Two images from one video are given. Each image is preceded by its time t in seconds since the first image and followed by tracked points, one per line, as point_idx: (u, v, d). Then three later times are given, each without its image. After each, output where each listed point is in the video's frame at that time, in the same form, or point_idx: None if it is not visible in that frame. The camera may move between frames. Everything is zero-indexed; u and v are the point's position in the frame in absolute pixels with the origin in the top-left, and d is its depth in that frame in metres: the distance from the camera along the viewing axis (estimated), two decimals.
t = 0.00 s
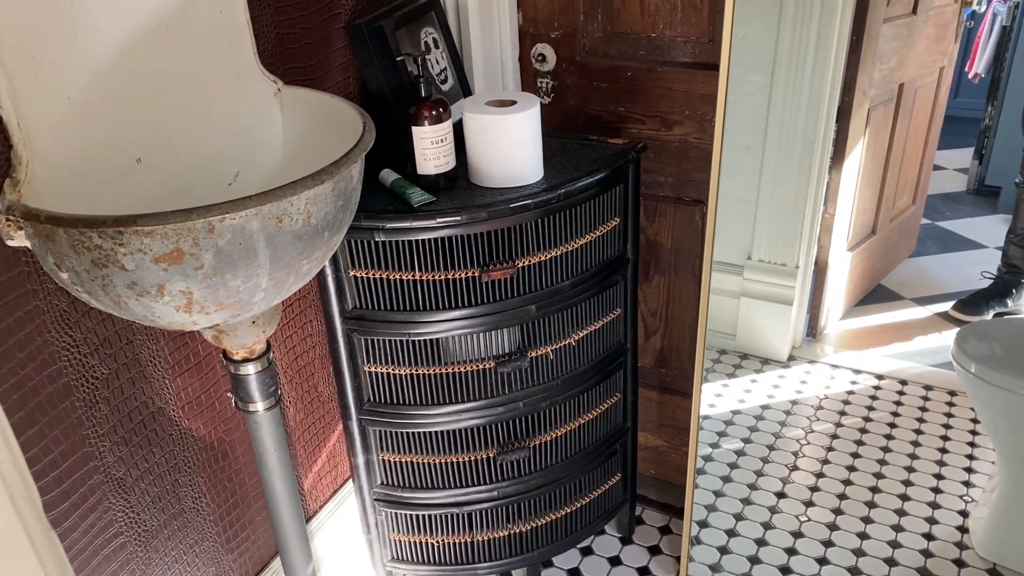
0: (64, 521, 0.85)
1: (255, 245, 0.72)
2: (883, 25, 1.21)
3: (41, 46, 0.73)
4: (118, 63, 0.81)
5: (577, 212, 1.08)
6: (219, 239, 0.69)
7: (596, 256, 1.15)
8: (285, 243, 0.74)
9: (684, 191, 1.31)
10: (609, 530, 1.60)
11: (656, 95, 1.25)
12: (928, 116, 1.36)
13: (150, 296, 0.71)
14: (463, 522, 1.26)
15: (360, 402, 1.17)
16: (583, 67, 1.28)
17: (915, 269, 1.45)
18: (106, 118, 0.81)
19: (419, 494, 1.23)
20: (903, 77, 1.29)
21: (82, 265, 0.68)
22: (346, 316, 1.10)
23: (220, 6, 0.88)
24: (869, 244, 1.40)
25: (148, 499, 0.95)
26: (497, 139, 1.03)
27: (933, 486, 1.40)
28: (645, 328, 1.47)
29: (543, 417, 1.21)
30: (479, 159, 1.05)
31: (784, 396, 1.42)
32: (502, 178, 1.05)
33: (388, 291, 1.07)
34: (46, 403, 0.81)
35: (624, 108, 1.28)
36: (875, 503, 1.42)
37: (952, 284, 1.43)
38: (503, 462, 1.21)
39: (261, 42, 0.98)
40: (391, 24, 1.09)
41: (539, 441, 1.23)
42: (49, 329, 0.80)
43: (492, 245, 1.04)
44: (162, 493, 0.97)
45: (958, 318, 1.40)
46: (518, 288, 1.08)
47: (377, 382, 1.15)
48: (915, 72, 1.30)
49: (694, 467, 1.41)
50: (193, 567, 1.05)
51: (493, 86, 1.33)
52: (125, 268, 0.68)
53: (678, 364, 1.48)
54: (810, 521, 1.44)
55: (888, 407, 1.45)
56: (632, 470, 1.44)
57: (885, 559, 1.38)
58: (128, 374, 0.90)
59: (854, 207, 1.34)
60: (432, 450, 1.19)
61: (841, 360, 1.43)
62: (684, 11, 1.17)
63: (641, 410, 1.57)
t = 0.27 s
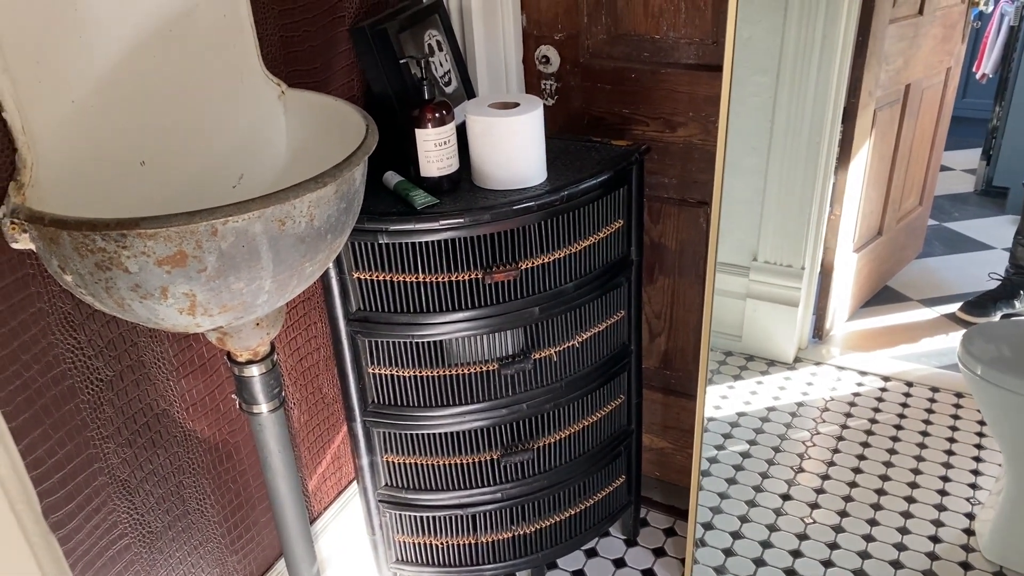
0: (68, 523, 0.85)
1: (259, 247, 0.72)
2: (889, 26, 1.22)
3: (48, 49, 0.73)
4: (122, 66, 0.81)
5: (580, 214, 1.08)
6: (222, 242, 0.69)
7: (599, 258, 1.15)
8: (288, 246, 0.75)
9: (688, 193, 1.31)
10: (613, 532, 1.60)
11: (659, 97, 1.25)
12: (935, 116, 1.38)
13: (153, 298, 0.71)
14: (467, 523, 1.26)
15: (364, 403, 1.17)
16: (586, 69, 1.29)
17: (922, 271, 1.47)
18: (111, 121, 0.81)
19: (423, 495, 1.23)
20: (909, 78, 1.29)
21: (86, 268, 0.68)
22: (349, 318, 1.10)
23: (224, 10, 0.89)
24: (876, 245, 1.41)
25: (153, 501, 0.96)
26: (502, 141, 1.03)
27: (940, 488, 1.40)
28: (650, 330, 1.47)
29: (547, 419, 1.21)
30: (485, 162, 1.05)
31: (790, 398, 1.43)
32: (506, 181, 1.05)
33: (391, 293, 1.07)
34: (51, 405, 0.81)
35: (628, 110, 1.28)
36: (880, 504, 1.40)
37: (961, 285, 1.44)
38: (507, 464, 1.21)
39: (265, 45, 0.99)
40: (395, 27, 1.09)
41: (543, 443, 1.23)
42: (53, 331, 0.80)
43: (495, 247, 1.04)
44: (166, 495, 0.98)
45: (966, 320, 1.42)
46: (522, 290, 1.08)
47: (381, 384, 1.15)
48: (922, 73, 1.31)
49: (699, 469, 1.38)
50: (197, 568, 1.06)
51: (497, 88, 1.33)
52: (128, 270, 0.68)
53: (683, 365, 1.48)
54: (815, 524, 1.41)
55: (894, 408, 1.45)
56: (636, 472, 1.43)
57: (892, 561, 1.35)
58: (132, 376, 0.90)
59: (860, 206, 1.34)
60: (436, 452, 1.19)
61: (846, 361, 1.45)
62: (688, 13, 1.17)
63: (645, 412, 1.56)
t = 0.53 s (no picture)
0: (73, 524, 0.85)
1: (262, 250, 0.72)
2: (897, 26, 1.21)
3: (54, 52, 0.74)
4: (127, 69, 0.81)
5: (585, 216, 1.08)
6: (225, 244, 0.69)
7: (604, 260, 1.15)
8: (291, 248, 0.75)
9: (694, 194, 1.30)
10: (619, 534, 1.59)
11: (665, 98, 1.24)
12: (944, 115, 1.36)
13: (158, 300, 0.72)
14: (472, 524, 1.26)
15: (369, 405, 1.17)
16: (592, 70, 1.28)
17: (928, 273, 1.46)
18: (116, 124, 0.81)
19: (428, 496, 1.23)
20: (918, 78, 1.29)
21: (90, 270, 0.69)
22: (354, 319, 1.10)
23: (229, 12, 0.89)
24: (885, 246, 1.40)
25: (158, 502, 0.96)
26: (506, 143, 1.03)
27: (947, 490, 1.39)
28: (656, 332, 1.47)
29: (552, 421, 1.21)
30: (489, 164, 1.06)
31: (797, 400, 1.42)
32: (511, 183, 1.06)
33: (396, 295, 1.07)
34: (56, 406, 0.82)
35: (634, 111, 1.28)
36: (887, 507, 1.39)
37: (965, 287, 1.42)
38: (512, 466, 1.21)
39: (270, 48, 0.99)
40: (400, 28, 1.09)
41: (548, 445, 1.23)
42: (58, 333, 0.81)
43: (499, 249, 1.04)
44: (172, 496, 0.98)
45: (975, 321, 1.39)
46: (526, 291, 1.08)
47: (386, 385, 1.15)
48: (932, 72, 1.29)
49: (706, 471, 1.38)
50: (202, 569, 1.06)
51: (503, 90, 1.33)
52: (132, 272, 0.68)
53: (689, 367, 1.47)
54: (822, 526, 1.40)
55: (903, 411, 1.45)
56: (642, 474, 1.43)
57: (899, 563, 1.34)
58: (137, 378, 0.90)
59: (869, 206, 1.33)
60: (441, 453, 1.19)
61: (854, 363, 1.44)
62: (693, 14, 1.17)
63: (651, 413, 1.56)
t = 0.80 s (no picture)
0: (83, 524, 0.86)
1: (271, 251, 0.73)
2: (907, 26, 1.20)
3: (65, 55, 0.74)
4: (136, 71, 0.82)
5: (592, 217, 1.08)
6: (234, 245, 0.70)
7: (612, 261, 1.15)
8: (300, 250, 0.75)
9: (702, 195, 1.30)
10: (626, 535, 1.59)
11: (673, 99, 1.24)
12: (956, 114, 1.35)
13: (167, 302, 0.72)
14: (479, 525, 1.26)
15: (377, 406, 1.17)
16: (600, 71, 1.28)
17: (938, 273, 1.48)
18: (126, 126, 0.82)
19: (436, 497, 1.24)
20: (928, 78, 1.28)
21: (100, 272, 0.69)
22: (362, 320, 1.10)
23: (238, 14, 0.89)
24: (894, 247, 1.40)
25: (167, 502, 0.96)
26: (514, 144, 1.03)
27: (957, 492, 1.38)
28: (663, 333, 1.46)
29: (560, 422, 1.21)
30: (497, 166, 1.06)
31: (806, 401, 1.41)
32: (517, 184, 1.05)
33: (404, 295, 1.07)
34: (66, 407, 0.82)
35: (642, 112, 1.28)
36: (897, 509, 1.39)
37: (981, 288, 1.45)
38: (520, 467, 1.21)
39: (278, 50, 0.99)
40: (408, 30, 1.09)
41: (555, 446, 1.23)
42: (68, 334, 0.81)
43: (507, 250, 1.04)
44: (180, 496, 0.98)
45: (984, 323, 1.41)
46: (534, 293, 1.08)
47: (394, 386, 1.15)
48: (941, 73, 1.29)
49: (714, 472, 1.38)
50: (211, 569, 1.06)
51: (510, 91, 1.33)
52: (141, 274, 0.69)
53: (697, 368, 1.47)
54: (830, 528, 1.40)
55: (912, 412, 1.44)
56: (650, 475, 1.43)
57: (908, 566, 1.33)
58: (147, 378, 0.91)
59: (878, 207, 1.33)
60: (449, 454, 1.19)
61: (864, 364, 1.44)
62: (701, 15, 1.16)
63: (659, 415, 1.56)
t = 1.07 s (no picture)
0: (91, 522, 0.86)
1: (277, 251, 0.73)
2: (916, 24, 1.19)
3: (73, 55, 0.75)
4: (144, 71, 0.82)
5: (599, 217, 1.08)
6: (241, 245, 0.70)
7: (619, 260, 1.14)
8: (306, 249, 0.75)
9: (709, 194, 1.29)
10: (633, 535, 1.59)
11: (680, 98, 1.23)
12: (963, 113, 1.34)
13: (174, 301, 0.72)
14: (486, 525, 1.26)
15: (383, 405, 1.17)
16: (607, 70, 1.28)
17: (948, 273, 1.42)
18: (134, 125, 0.82)
19: (442, 497, 1.24)
20: (936, 77, 1.27)
21: (107, 271, 0.69)
22: (369, 319, 1.10)
23: (245, 13, 0.89)
24: (902, 247, 1.38)
25: (174, 500, 0.97)
26: (520, 143, 1.03)
27: (966, 492, 1.37)
28: (671, 333, 1.46)
29: (566, 422, 1.21)
30: (503, 165, 1.05)
31: (813, 401, 1.40)
32: (523, 183, 1.05)
33: (410, 295, 1.07)
34: (73, 406, 0.82)
35: (649, 111, 1.27)
36: (904, 510, 1.39)
37: (988, 287, 1.39)
38: (526, 466, 1.21)
39: (285, 49, 0.99)
40: (415, 29, 1.09)
41: (562, 446, 1.22)
42: (76, 333, 0.81)
43: (513, 249, 1.03)
44: (187, 495, 0.98)
45: (995, 323, 1.36)
46: (540, 292, 1.08)
47: (400, 385, 1.15)
48: (950, 72, 1.28)
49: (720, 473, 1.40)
50: (218, 567, 1.06)
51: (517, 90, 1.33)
52: (149, 273, 0.69)
53: (704, 368, 1.46)
54: (838, 529, 1.41)
55: (920, 412, 1.42)
56: (657, 475, 1.42)
57: (916, 567, 1.35)
58: (154, 377, 0.91)
59: (887, 204, 1.32)
60: (455, 454, 1.19)
61: (872, 364, 1.42)
62: (709, 14, 1.16)
63: (666, 414, 1.55)
